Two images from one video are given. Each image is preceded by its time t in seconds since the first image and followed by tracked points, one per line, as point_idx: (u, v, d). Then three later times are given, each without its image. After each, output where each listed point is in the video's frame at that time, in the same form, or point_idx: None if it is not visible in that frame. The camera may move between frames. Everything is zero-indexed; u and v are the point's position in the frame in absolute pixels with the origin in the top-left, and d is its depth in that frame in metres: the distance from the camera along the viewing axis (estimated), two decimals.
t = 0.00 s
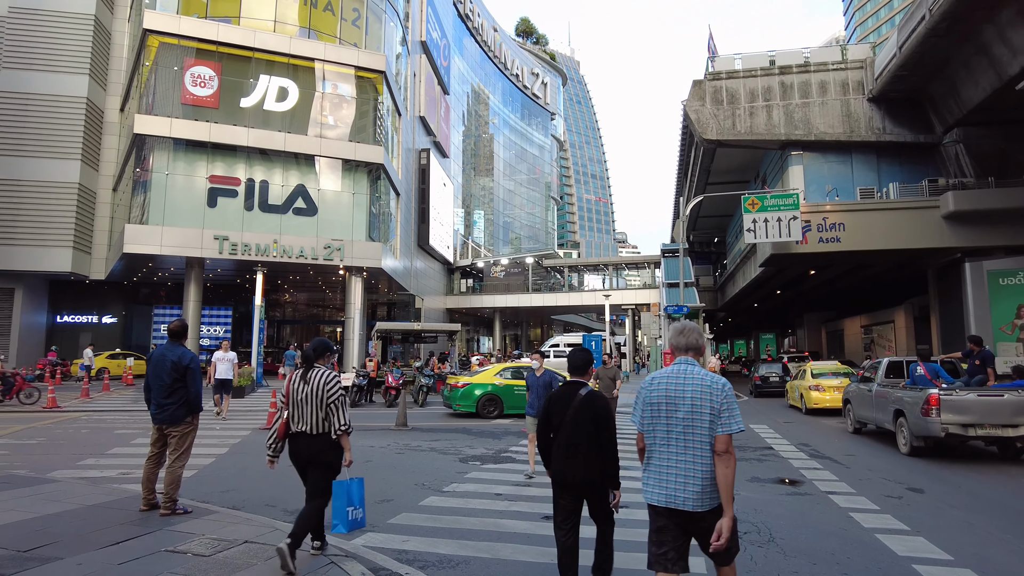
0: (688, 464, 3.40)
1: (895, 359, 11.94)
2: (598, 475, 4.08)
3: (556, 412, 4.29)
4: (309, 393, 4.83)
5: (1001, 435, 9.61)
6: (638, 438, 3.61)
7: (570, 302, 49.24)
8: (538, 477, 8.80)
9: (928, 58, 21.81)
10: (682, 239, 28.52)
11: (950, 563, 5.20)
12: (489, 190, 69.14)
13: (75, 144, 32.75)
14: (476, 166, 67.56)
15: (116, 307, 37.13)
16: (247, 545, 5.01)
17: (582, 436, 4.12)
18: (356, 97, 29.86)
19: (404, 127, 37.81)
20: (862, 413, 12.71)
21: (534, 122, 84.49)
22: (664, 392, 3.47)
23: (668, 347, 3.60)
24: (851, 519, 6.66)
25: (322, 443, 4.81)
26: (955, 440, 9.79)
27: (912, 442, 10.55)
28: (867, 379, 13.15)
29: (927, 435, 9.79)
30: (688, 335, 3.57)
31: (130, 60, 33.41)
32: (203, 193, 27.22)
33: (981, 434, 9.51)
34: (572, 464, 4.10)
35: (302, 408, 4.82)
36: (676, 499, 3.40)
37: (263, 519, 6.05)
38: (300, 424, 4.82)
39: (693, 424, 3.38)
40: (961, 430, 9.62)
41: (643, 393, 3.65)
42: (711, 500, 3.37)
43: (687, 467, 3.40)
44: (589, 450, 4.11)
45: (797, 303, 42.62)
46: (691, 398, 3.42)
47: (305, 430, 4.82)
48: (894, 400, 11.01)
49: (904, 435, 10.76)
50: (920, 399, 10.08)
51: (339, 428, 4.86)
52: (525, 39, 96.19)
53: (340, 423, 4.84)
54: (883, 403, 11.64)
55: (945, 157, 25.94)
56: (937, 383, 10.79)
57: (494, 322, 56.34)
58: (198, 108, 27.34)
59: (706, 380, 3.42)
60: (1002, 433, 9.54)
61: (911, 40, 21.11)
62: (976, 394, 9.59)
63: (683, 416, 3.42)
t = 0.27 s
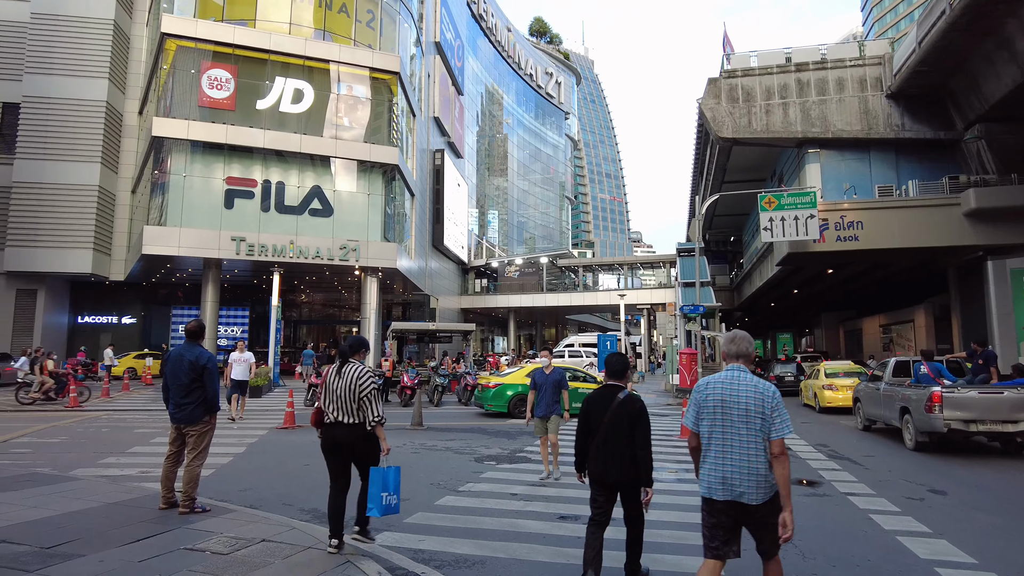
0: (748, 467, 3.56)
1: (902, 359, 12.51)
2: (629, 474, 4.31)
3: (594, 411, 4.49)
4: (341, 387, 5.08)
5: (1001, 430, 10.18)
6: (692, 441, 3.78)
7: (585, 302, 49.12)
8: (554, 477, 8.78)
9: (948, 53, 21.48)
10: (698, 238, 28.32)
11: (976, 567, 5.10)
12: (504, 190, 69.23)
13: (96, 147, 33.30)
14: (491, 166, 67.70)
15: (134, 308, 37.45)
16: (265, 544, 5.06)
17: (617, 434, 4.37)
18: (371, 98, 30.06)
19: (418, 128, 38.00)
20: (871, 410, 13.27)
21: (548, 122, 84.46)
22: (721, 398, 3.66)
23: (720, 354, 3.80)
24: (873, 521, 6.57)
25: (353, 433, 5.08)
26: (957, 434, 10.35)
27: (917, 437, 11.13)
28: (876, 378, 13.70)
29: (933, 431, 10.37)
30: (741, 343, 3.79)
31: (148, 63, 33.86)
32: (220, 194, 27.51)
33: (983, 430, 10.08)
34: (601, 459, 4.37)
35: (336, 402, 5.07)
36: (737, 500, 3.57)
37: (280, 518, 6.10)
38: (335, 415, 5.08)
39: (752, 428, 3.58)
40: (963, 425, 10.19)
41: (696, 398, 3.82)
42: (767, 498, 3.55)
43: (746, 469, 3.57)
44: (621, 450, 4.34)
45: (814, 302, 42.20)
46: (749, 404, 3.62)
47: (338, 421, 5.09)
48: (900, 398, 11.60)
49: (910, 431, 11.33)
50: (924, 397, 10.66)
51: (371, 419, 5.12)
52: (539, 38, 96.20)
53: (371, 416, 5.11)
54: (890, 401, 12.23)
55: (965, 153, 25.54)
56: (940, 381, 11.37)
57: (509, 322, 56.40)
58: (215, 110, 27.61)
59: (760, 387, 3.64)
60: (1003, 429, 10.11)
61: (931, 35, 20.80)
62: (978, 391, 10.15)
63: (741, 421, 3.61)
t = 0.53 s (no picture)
0: (788, 447, 4.20)
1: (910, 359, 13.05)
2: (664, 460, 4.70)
3: (625, 404, 4.94)
4: (380, 402, 5.13)
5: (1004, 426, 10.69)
6: (733, 428, 4.40)
7: (600, 302, 48.97)
8: (570, 478, 8.78)
9: (970, 48, 21.16)
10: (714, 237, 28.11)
11: (1000, 570, 5.03)
12: (519, 190, 69.26)
13: (116, 150, 33.84)
14: (505, 166, 67.80)
15: (154, 309, 38.03)
16: (283, 543, 5.11)
17: (651, 422, 4.80)
18: (386, 99, 30.26)
19: (433, 129, 38.17)
20: (881, 408, 13.78)
21: (563, 121, 84.36)
22: (760, 390, 4.29)
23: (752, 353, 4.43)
24: (894, 523, 6.49)
25: (392, 444, 5.13)
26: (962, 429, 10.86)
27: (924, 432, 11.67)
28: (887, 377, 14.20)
29: (938, 426, 10.92)
30: (773, 342, 4.45)
31: (167, 67, 34.33)
32: (237, 196, 27.81)
33: (986, 425, 10.59)
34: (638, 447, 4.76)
35: (376, 416, 5.13)
36: (780, 476, 4.19)
37: (299, 517, 6.17)
38: (375, 428, 5.15)
39: (789, 415, 4.22)
40: (968, 421, 10.70)
41: (735, 391, 4.46)
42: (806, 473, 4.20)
43: (783, 450, 4.21)
44: (656, 436, 4.75)
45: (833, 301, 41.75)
46: (785, 394, 4.29)
47: (378, 433, 5.14)
48: (908, 396, 12.14)
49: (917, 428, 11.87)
50: (930, 395, 11.20)
51: (408, 433, 5.17)
52: (553, 38, 96.11)
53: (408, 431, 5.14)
54: (899, 399, 12.77)
55: (989, 149, 25.04)
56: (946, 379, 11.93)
57: (524, 322, 56.42)
58: (232, 112, 27.88)
59: (795, 381, 4.30)
60: (1005, 424, 10.61)
61: (951, 30, 20.49)
62: (981, 390, 10.66)
63: (779, 409, 4.27)
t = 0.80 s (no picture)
0: (813, 446, 4.36)
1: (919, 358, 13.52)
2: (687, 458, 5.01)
3: (647, 405, 5.30)
4: (424, 405, 5.24)
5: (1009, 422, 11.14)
6: (761, 428, 4.53)
7: (615, 301, 48.83)
8: (586, 478, 8.78)
9: (992, 42, 20.82)
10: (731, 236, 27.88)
11: None
12: (533, 190, 69.31)
13: (137, 153, 34.39)
14: (520, 167, 67.91)
15: (173, 309, 38.48)
16: (303, 541, 5.19)
17: (673, 422, 5.12)
18: (402, 101, 30.47)
19: (449, 130, 38.36)
20: (892, 407, 14.22)
21: (578, 121, 84.29)
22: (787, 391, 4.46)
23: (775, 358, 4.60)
24: (915, 525, 6.43)
25: (434, 445, 5.20)
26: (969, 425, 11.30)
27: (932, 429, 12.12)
28: (898, 377, 14.64)
29: (945, 422, 11.39)
30: (792, 346, 4.69)
31: (186, 71, 34.81)
32: (255, 198, 28.11)
33: (991, 421, 11.03)
34: (661, 445, 5.07)
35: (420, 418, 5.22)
36: (805, 474, 4.34)
37: (317, 516, 6.24)
38: (418, 429, 5.22)
39: (814, 414, 4.40)
40: (973, 417, 11.16)
41: (761, 394, 4.61)
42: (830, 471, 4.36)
43: (810, 447, 4.37)
44: (678, 435, 5.07)
45: (852, 301, 41.30)
46: (809, 394, 4.48)
47: (420, 434, 5.22)
48: (917, 394, 12.61)
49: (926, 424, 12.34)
50: (937, 392, 11.68)
51: (450, 436, 5.29)
52: (568, 37, 96.23)
53: (450, 434, 5.27)
54: (908, 397, 13.24)
55: (1013, 146, 24.55)
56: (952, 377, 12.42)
57: (539, 322, 56.44)
58: (249, 115, 28.17)
59: (818, 381, 4.49)
60: (1010, 420, 11.05)
61: (973, 24, 20.17)
62: (986, 387, 11.12)
63: (805, 409, 4.44)
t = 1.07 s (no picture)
0: (827, 433, 4.71)
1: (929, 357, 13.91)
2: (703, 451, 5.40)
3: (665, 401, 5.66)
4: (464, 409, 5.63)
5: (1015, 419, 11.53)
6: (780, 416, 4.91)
7: (630, 301, 48.60)
8: (601, 478, 8.76)
9: (1014, 37, 20.48)
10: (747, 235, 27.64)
11: None
12: (547, 189, 69.27)
13: (155, 156, 34.86)
14: (534, 166, 67.94)
15: (191, 310, 38.93)
16: (319, 540, 5.24)
17: (691, 417, 5.48)
18: (416, 102, 30.63)
19: (463, 130, 38.45)
20: (902, 405, 14.60)
21: (592, 120, 84.07)
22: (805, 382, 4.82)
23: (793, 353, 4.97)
24: (936, 527, 6.34)
25: (472, 446, 5.55)
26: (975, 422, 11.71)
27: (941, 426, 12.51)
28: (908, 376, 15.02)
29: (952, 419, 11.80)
30: (812, 341, 5.05)
31: (203, 74, 35.23)
32: (272, 199, 28.37)
33: (997, 418, 11.41)
34: (679, 438, 5.43)
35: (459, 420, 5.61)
36: (820, 457, 4.70)
37: (334, 515, 6.29)
38: (457, 429, 5.60)
39: (830, 404, 4.75)
40: (979, 414, 11.55)
41: (780, 385, 4.98)
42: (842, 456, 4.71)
43: (828, 433, 4.73)
44: (696, 428, 5.45)
45: (871, 300, 40.79)
46: (826, 384, 4.83)
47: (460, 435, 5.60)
48: (926, 392, 13.02)
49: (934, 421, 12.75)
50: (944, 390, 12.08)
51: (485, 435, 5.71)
52: (582, 36, 96.08)
53: (486, 434, 5.69)
54: (917, 395, 13.66)
55: None
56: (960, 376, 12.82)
57: (553, 322, 56.36)
58: (266, 117, 28.42)
59: (836, 373, 4.84)
60: (1015, 417, 11.43)
61: (995, 19, 19.84)
62: (992, 385, 11.50)
63: (822, 398, 4.80)
